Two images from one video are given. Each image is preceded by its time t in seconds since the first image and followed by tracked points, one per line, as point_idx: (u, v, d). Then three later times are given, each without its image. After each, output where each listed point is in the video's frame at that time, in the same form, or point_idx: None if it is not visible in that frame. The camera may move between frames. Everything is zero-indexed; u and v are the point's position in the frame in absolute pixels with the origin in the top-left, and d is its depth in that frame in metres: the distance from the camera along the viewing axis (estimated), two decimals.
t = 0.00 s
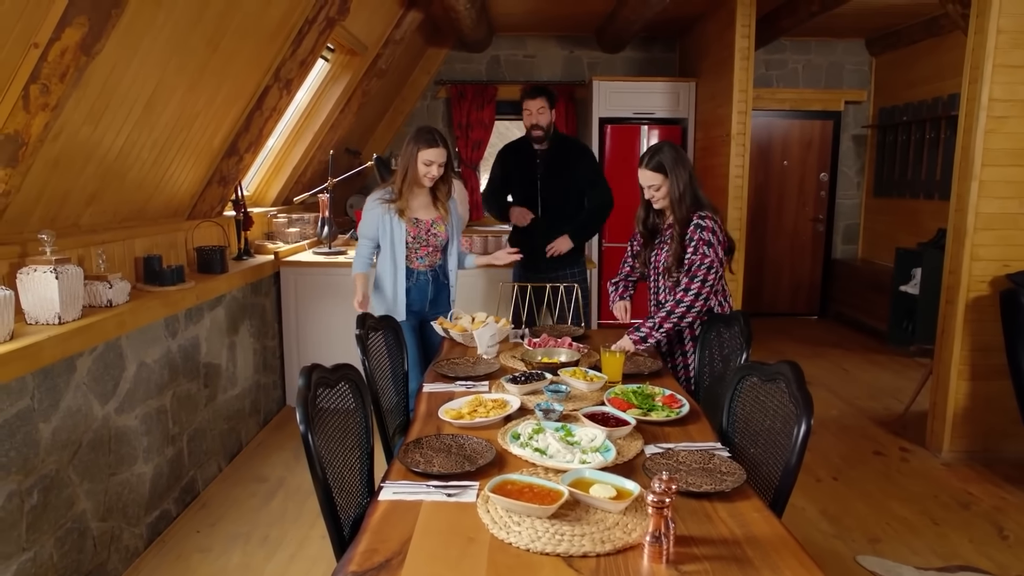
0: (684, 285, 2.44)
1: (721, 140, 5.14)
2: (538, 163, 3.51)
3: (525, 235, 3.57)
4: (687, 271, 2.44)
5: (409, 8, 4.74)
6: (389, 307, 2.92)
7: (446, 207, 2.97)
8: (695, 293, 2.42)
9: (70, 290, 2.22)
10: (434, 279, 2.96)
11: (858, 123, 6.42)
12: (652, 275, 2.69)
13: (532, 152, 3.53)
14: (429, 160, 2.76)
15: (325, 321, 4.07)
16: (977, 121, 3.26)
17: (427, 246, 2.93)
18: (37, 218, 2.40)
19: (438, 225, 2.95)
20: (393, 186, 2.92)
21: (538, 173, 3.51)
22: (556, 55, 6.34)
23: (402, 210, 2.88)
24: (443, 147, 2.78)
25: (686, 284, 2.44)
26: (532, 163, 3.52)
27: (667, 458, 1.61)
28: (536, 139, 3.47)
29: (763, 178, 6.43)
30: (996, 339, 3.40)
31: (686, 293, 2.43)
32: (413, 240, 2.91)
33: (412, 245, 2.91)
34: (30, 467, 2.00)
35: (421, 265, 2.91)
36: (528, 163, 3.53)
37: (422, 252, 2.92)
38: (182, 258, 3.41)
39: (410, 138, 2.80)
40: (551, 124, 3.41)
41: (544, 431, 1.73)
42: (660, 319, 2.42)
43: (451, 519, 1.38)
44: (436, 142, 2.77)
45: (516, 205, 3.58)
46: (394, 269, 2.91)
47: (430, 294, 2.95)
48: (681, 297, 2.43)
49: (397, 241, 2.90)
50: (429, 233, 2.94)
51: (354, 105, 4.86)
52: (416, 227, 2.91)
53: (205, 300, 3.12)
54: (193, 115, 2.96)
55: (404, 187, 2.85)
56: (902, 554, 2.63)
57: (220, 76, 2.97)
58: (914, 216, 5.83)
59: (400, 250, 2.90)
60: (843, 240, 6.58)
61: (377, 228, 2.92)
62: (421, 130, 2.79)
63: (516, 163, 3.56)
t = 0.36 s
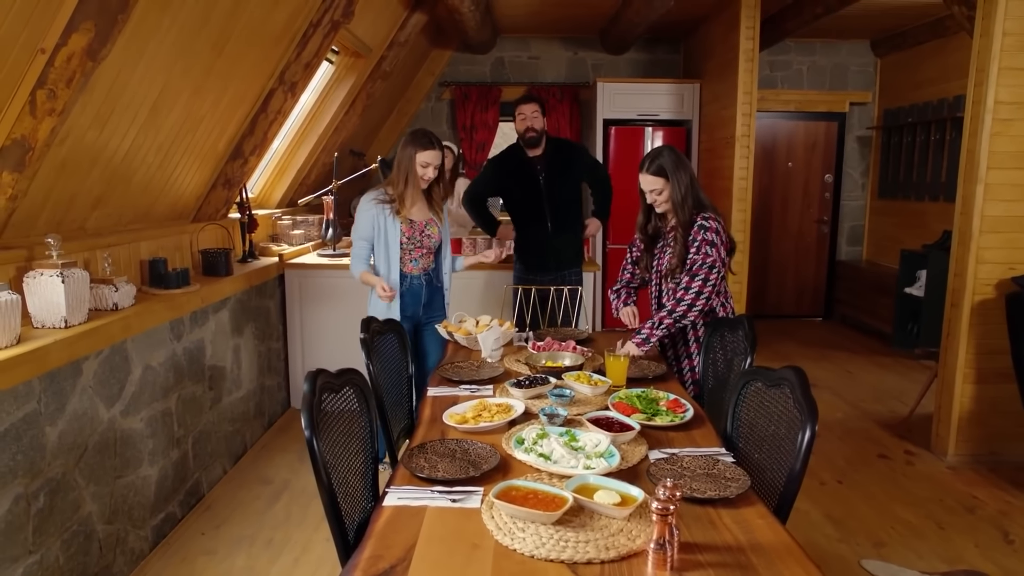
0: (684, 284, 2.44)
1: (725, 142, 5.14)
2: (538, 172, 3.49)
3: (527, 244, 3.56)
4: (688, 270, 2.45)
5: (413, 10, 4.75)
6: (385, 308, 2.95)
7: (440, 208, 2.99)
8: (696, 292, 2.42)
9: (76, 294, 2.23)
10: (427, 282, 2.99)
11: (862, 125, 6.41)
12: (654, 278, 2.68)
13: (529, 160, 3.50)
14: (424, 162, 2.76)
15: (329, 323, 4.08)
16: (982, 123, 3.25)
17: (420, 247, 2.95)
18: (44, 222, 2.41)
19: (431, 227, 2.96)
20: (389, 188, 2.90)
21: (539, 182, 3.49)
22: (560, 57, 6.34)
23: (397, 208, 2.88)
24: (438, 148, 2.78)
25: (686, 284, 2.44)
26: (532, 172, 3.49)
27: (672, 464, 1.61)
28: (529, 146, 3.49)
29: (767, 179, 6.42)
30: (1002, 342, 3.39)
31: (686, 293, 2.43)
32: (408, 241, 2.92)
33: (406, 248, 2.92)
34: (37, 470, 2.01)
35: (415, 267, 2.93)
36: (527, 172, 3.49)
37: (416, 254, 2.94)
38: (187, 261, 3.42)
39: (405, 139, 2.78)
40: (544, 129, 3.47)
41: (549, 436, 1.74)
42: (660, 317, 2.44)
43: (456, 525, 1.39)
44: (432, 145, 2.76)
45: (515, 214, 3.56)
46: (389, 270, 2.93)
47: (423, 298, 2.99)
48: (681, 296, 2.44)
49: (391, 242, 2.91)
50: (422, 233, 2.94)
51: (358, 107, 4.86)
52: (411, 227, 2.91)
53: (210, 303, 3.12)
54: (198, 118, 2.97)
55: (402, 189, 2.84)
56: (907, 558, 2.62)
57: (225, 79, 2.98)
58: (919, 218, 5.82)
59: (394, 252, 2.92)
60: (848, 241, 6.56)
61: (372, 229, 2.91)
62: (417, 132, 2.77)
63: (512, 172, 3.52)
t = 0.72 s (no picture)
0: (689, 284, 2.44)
1: (728, 143, 5.14)
2: (551, 175, 3.49)
3: (533, 246, 3.58)
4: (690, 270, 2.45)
5: (416, 11, 4.75)
6: (377, 313, 2.96)
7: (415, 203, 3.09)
8: (701, 291, 2.42)
9: (80, 297, 2.24)
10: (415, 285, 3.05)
11: (866, 126, 6.39)
12: (655, 281, 2.67)
13: (544, 162, 3.50)
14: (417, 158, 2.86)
15: (332, 324, 4.08)
16: (987, 125, 3.24)
17: (408, 250, 3.02)
18: (48, 224, 2.42)
19: (414, 229, 3.04)
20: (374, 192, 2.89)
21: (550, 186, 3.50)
22: (563, 58, 6.34)
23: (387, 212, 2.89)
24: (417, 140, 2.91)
25: (691, 284, 2.44)
26: (545, 175, 3.49)
27: (675, 468, 1.61)
28: (549, 148, 3.46)
29: (770, 180, 6.41)
30: (1006, 344, 3.38)
31: (691, 292, 2.43)
32: (400, 244, 2.97)
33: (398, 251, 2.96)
34: (41, 472, 2.02)
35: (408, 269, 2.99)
36: (540, 175, 3.49)
37: (405, 257, 3.00)
38: (190, 263, 3.42)
39: (387, 140, 2.83)
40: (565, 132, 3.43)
41: (552, 439, 1.73)
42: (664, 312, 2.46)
43: (459, 530, 1.39)
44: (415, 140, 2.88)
45: (524, 215, 3.56)
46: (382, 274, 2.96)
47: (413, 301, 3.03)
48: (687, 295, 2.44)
49: (381, 248, 2.93)
50: (408, 236, 3.02)
51: (361, 108, 4.87)
52: (400, 231, 2.96)
53: (213, 305, 3.13)
54: (202, 120, 2.97)
55: (395, 192, 2.86)
56: (911, 562, 2.61)
57: (229, 82, 2.99)
58: (923, 219, 5.80)
59: (387, 257, 2.93)
60: (851, 242, 6.56)
61: (365, 235, 2.88)
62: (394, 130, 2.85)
63: (526, 173, 3.52)
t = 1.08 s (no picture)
0: (717, 288, 2.50)
1: (732, 143, 5.13)
2: (557, 176, 3.52)
3: (529, 246, 3.56)
4: (719, 274, 2.48)
5: (419, 11, 4.75)
6: (382, 316, 2.96)
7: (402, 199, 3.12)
8: (731, 294, 2.49)
9: (83, 296, 2.24)
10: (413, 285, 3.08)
11: (870, 126, 6.38)
12: (661, 282, 2.67)
13: (551, 162, 3.51)
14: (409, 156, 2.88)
15: (335, 324, 4.09)
16: (992, 125, 3.23)
17: (408, 249, 3.06)
18: (52, 224, 2.42)
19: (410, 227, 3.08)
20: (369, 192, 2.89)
21: (558, 188, 3.51)
22: (567, 58, 6.34)
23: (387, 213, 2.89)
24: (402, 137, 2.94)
25: (719, 286, 2.50)
26: (552, 174, 3.50)
27: (678, 468, 1.61)
28: (556, 149, 3.49)
29: (774, 180, 6.40)
30: (1011, 345, 3.36)
31: (720, 294, 2.50)
32: (401, 244, 3.00)
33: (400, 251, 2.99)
34: (44, 471, 2.02)
35: (410, 268, 3.02)
36: (547, 174, 3.50)
37: (406, 256, 3.04)
38: (194, 262, 3.42)
39: (378, 141, 2.83)
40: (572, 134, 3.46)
41: (555, 440, 1.73)
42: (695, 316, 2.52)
43: (462, 530, 1.38)
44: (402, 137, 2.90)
45: (525, 213, 3.55)
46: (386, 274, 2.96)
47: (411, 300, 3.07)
48: (716, 298, 2.50)
49: (382, 250, 2.93)
50: (406, 235, 3.06)
51: (364, 108, 4.86)
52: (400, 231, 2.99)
53: (216, 305, 3.13)
54: (206, 120, 2.98)
55: (394, 190, 2.87)
56: (915, 563, 2.61)
57: (233, 82, 2.99)
58: (927, 219, 5.78)
59: (390, 258, 2.94)
60: (855, 243, 6.55)
61: (368, 238, 2.86)
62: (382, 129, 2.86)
63: (533, 172, 3.52)
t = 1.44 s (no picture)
0: (725, 289, 2.49)
1: (734, 143, 5.12)
2: (559, 176, 3.52)
3: (528, 246, 3.56)
4: (727, 275, 2.47)
5: (421, 11, 4.75)
6: (395, 313, 2.96)
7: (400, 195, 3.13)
8: (738, 296, 2.47)
9: (85, 295, 2.24)
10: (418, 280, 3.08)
11: (873, 125, 6.37)
12: (666, 284, 2.63)
13: (553, 163, 3.52)
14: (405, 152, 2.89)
15: (337, 324, 4.09)
16: (996, 125, 3.22)
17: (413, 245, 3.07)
18: (53, 222, 2.42)
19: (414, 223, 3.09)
20: (373, 190, 2.88)
21: (558, 187, 3.51)
22: (569, 58, 6.33)
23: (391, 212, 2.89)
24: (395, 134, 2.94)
25: (727, 288, 2.48)
26: (553, 175, 3.51)
27: (681, 468, 1.60)
28: (559, 151, 3.49)
29: (776, 180, 6.39)
30: (1015, 345, 3.35)
31: (727, 296, 2.49)
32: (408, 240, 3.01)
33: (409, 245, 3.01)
34: (45, 470, 2.01)
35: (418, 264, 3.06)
36: (548, 175, 3.50)
37: (412, 252, 3.05)
38: (195, 262, 3.42)
39: (374, 140, 2.82)
40: (574, 135, 3.46)
41: (557, 439, 1.72)
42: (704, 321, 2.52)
43: (464, 529, 1.38)
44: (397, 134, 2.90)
45: (526, 213, 3.55)
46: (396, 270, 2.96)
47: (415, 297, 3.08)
48: (723, 300, 2.49)
49: (390, 248, 2.93)
50: (412, 232, 3.07)
51: (366, 108, 4.86)
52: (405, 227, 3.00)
53: (218, 304, 3.12)
54: (207, 119, 2.97)
55: (393, 187, 2.88)
56: (919, 564, 2.59)
57: (234, 81, 2.99)
58: (930, 219, 5.77)
59: (399, 253, 2.95)
60: (858, 243, 6.53)
61: (377, 235, 2.85)
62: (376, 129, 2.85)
63: (534, 172, 3.52)
